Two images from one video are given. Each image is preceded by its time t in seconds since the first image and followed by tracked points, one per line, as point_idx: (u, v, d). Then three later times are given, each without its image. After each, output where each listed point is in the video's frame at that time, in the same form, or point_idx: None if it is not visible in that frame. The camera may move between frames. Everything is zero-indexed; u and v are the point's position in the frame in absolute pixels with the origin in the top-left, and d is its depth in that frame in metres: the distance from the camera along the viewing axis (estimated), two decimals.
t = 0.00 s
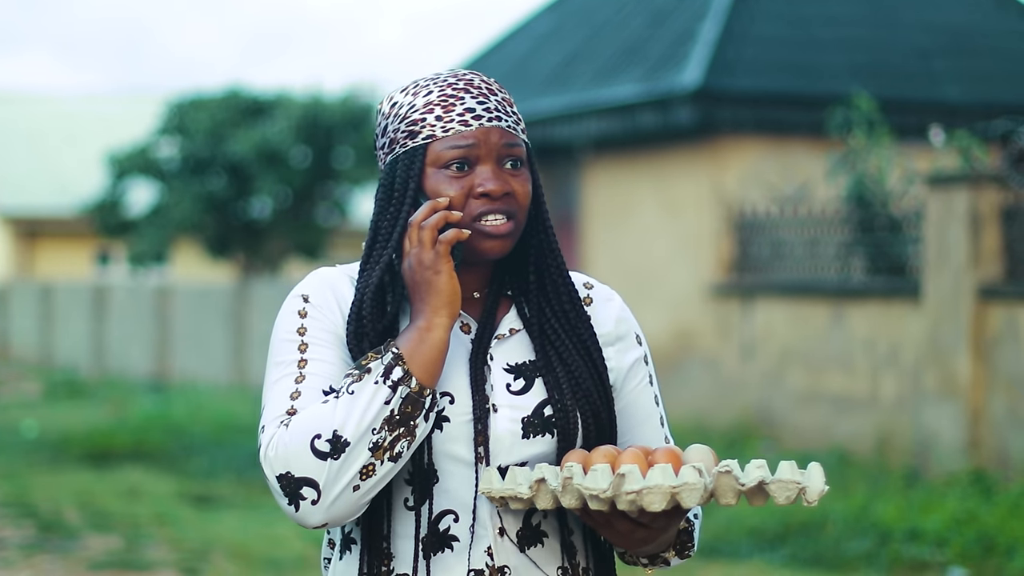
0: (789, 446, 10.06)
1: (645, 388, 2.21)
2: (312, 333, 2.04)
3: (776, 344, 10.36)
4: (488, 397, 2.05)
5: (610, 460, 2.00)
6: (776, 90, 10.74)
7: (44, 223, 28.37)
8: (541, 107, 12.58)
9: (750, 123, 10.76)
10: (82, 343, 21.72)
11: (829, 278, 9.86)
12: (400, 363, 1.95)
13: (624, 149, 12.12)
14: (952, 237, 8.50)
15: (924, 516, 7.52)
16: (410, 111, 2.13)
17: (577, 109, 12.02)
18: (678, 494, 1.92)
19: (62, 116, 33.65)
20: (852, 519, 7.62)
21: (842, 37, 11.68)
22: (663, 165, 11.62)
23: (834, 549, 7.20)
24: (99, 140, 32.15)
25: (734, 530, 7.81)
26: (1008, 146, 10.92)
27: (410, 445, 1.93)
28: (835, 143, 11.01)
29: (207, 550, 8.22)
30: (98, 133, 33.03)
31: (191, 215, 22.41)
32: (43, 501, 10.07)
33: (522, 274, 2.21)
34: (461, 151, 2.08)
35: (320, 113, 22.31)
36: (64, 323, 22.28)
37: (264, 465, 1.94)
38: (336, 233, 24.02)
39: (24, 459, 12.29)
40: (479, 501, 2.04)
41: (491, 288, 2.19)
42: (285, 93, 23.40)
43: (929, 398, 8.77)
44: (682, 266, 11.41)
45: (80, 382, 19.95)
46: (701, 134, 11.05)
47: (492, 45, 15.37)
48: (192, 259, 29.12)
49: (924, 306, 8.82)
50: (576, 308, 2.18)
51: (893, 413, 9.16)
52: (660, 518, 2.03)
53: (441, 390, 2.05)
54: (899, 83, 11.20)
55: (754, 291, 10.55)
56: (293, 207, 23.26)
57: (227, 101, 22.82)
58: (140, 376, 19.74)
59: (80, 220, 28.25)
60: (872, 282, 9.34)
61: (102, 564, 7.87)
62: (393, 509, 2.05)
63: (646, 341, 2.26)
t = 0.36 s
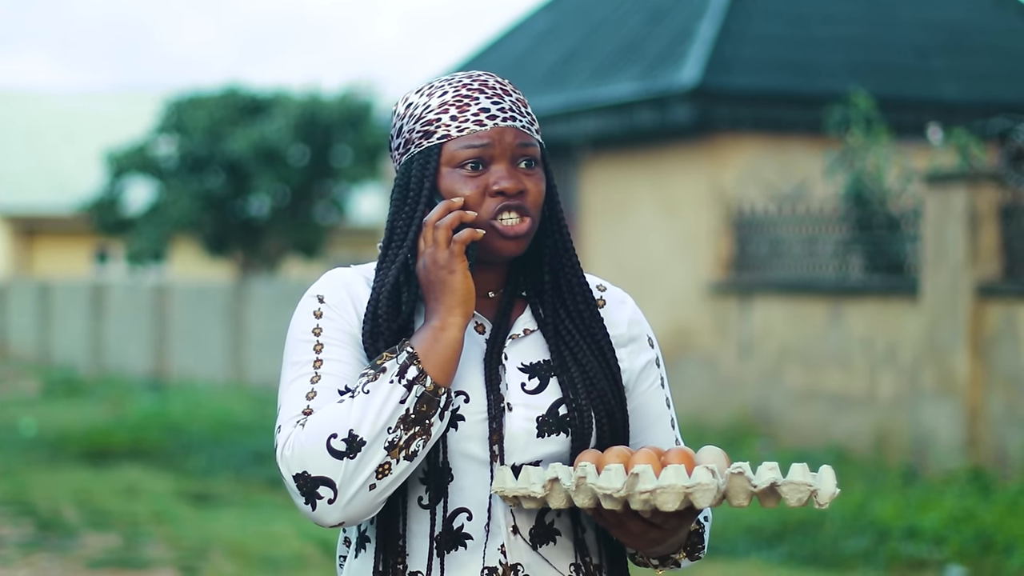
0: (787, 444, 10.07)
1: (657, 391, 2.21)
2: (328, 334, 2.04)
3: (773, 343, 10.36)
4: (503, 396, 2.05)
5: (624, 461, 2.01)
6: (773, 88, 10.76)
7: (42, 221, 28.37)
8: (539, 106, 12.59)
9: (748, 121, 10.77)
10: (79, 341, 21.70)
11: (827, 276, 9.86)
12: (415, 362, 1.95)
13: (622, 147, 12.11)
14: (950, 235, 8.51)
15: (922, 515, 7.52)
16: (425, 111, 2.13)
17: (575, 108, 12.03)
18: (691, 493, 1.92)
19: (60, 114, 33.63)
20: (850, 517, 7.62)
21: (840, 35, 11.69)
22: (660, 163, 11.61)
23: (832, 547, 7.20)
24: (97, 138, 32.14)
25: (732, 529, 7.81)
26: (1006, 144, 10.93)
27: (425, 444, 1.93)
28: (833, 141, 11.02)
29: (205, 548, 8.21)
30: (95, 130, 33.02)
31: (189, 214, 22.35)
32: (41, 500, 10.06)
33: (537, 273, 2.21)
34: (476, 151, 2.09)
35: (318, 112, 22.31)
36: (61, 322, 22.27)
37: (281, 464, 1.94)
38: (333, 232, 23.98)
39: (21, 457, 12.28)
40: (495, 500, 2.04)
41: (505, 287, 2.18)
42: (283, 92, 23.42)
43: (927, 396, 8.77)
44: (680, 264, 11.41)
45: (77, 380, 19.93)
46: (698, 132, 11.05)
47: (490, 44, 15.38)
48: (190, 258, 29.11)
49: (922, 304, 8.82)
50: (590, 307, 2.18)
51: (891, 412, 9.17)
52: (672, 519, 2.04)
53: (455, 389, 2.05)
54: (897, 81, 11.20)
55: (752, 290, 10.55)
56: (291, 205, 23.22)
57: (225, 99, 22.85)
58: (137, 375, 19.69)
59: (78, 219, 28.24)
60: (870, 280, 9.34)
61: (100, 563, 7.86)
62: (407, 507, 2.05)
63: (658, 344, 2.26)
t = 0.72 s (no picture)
0: (785, 444, 10.08)
1: (667, 392, 2.20)
2: (342, 336, 2.03)
3: (772, 342, 10.36)
4: (516, 400, 2.04)
5: (633, 460, 2.01)
6: (772, 88, 10.76)
7: (40, 221, 28.37)
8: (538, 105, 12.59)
9: (746, 121, 10.78)
10: (77, 341, 21.68)
11: (826, 276, 9.86)
12: (428, 364, 1.94)
13: (620, 148, 12.11)
14: (948, 235, 8.51)
15: (920, 514, 7.52)
16: (438, 113, 2.13)
17: (573, 107, 12.03)
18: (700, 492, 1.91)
19: (58, 113, 33.61)
20: (849, 517, 7.62)
21: (839, 35, 11.69)
22: (659, 163, 11.61)
23: (831, 546, 7.20)
24: (95, 137, 32.13)
25: (731, 528, 7.80)
26: (1004, 144, 10.94)
27: (439, 446, 1.92)
28: (831, 141, 11.02)
29: (203, 548, 8.20)
30: (93, 129, 33.01)
31: (188, 213, 22.35)
32: (39, 500, 10.05)
33: (549, 275, 2.20)
34: (489, 152, 2.09)
35: (317, 112, 22.21)
36: (59, 321, 22.26)
37: (294, 465, 1.93)
38: (332, 232, 23.95)
39: (20, 457, 12.27)
40: (507, 503, 2.03)
41: (517, 289, 2.18)
42: (282, 92, 23.40)
43: (926, 396, 8.78)
44: (678, 264, 11.41)
45: (75, 380, 19.92)
46: (697, 132, 11.05)
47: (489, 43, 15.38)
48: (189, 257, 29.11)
49: (921, 304, 8.82)
50: (602, 310, 2.17)
51: (890, 412, 9.17)
52: (681, 519, 2.03)
53: (469, 392, 2.04)
54: (896, 81, 11.21)
55: (751, 290, 10.55)
56: (290, 205, 23.19)
57: (224, 99, 22.83)
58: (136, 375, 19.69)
59: (77, 218, 28.23)
60: (868, 280, 9.35)
61: (98, 563, 7.85)
62: (420, 510, 2.04)
63: (668, 346, 2.25)
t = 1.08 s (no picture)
0: (785, 444, 10.07)
1: (662, 393, 2.20)
2: (339, 334, 2.03)
3: (772, 342, 10.35)
4: (514, 400, 2.04)
5: (636, 464, 2.01)
6: (771, 88, 10.77)
7: (40, 221, 28.37)
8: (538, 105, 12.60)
9: (746, 120, 10.78)
10: (77, 341, 21.66)
11: (825, 276, 9.86)
12: (425, 362, 1.94)
13: (620, 147, 12.12)
14: (948, 235, 8.51)
15: (920, 514, 7.53)
16: (436, 112, 2.13)
17: (573, 107, 12.04)
18: (704, 498, 1.92)
19: (57, 112, 33.61)
20: (849, 516, 7.62)
21: (838, 34, 11.69)
22: (658, 163, 11.61)
23: (831, 546, 7.20)
24: (95, 136, 32.14)
25: (731, 528, 7.80)
26: (1004, 144, 10.94)
27: (436, 444, 1.93)
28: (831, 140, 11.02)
29: (202, 548, 8.20)
30: (93, 128, 33.01)
31: (187, 213, 22.33)
32: (39, 499, 10.05)
33: (546, 275, 2.20)
34: (486, 150, 2.09)
35: (316, 111, 22.27)
36: (59, 321, 22.26)
37: (291, 464, 1.93)
38: (331, 231, 23.90)
39: (19, 457, 12.27)
40: (504, 503, 2.03)
41: (515, 288, 2.18)
42: (281, 91, 23.42)
43: (925, 396, 8.78)
44: (678, 264, 11.41)
45: (74, 379, 19.92)
46: (697, 132, 11.04)
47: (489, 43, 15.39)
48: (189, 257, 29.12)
49: (920, 304, 8.82)
50: (599, 310, 2.17)
51: (889, 411, 9.16)
52: (682, 522, 2.04)
53: (466, 393, 2.04)
54: (896, 80, 11.21)
55: (750, 289, 10.55)
56: (290, 204, 23.19)
57: (223, 99, 22.85)
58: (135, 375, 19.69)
59: (76, 218, 28.24)
60: (868, 279, 9.34)
61: (98, 562, 7.86)
62: (416, 510, 2.03)
63: (663, 346, 2.25)
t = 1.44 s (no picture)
0: (787, 443, 10.08)
1: (634, 390, 2.22)
2: (308, 329, 2.03)
3: (774, 341, 10.36)
4: (483, 397, 2.04)
5: (613, 462, 1.95)
6: (773, 87, 10.74)
7: (42, 220, 28.43)
8: (540, 105, 12.59)
9: (748, 120, 10.76)
10: (80, 341, 21.68)
11: (828, 275, 9.86)
12: (394, 359, 1.94)
13: (622, 146, 12.12)
14: (950, 235, 8.50)
15: (922, 513, 7.53)
16: (410, 104, 2.12)
17: (576, 106, 12.01)
18: (685, 496, 1.88)
19: (59, 112, 33.64)
20: (851, 516, 7.62)
21: (841, 34, 11.68)
22: (661, 162, 11.62)
23: (833, 545, 7.20)
24: (97, 136, 32.16)
25: (733, 527, 7.80)
26: (1006, 144, 10.92)
27: (403, 443, 1.92)
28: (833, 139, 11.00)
29: (205, 547, 8.21)
30: (94, 128, 33.03)
31: (189, 212, 22.43)
32: (41, 499, 10.06)
33: (519, 271, 2.20)
34: (461, 146, 2.08)
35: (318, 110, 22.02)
36: (61, 320, 22.28)
37: (257, 461, 1.93)
38: (334, 231, 23.81)
39: (22, 456, 12.29)
40: (473, 499, 2.02)
41: (487, 283, 2.17)
42: (283, 91, 23.42)
43: (928, 395, 8.77)
44: (680, 264, 11.42)
45: (77, 379, 19.96)
46: (699, 131, 11.03)
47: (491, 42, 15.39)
48: (190, 257, 29.19)
49: (922, 304, 8.81)
50: (571, 307, 2.17)
51: (891, 411, 9.16)
52: (659, 521, 1.99)
53: (435, 388, 2.03)
54: (898, 80, 11.19)
55: (752, 289, 10.55)
56: (292, 203, 23.20)
57: (225, 98, 22.81)
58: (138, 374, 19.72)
59: (78, 217, 28.25)
60: (870, 279, 9.34)
61: (100, 561, 7.87)
62: (384, 507, 2.02)
63: (636, 345, 2.27)
